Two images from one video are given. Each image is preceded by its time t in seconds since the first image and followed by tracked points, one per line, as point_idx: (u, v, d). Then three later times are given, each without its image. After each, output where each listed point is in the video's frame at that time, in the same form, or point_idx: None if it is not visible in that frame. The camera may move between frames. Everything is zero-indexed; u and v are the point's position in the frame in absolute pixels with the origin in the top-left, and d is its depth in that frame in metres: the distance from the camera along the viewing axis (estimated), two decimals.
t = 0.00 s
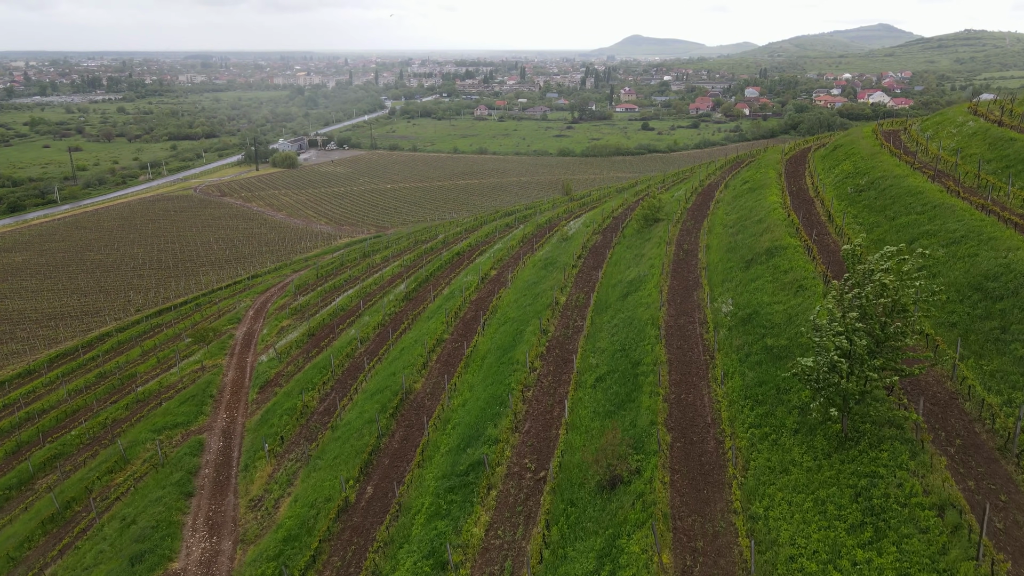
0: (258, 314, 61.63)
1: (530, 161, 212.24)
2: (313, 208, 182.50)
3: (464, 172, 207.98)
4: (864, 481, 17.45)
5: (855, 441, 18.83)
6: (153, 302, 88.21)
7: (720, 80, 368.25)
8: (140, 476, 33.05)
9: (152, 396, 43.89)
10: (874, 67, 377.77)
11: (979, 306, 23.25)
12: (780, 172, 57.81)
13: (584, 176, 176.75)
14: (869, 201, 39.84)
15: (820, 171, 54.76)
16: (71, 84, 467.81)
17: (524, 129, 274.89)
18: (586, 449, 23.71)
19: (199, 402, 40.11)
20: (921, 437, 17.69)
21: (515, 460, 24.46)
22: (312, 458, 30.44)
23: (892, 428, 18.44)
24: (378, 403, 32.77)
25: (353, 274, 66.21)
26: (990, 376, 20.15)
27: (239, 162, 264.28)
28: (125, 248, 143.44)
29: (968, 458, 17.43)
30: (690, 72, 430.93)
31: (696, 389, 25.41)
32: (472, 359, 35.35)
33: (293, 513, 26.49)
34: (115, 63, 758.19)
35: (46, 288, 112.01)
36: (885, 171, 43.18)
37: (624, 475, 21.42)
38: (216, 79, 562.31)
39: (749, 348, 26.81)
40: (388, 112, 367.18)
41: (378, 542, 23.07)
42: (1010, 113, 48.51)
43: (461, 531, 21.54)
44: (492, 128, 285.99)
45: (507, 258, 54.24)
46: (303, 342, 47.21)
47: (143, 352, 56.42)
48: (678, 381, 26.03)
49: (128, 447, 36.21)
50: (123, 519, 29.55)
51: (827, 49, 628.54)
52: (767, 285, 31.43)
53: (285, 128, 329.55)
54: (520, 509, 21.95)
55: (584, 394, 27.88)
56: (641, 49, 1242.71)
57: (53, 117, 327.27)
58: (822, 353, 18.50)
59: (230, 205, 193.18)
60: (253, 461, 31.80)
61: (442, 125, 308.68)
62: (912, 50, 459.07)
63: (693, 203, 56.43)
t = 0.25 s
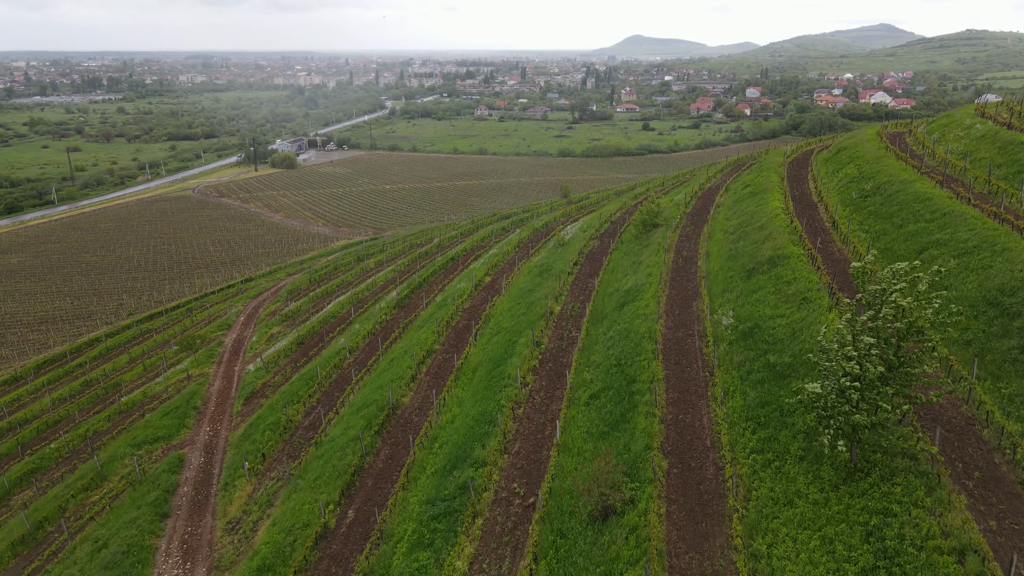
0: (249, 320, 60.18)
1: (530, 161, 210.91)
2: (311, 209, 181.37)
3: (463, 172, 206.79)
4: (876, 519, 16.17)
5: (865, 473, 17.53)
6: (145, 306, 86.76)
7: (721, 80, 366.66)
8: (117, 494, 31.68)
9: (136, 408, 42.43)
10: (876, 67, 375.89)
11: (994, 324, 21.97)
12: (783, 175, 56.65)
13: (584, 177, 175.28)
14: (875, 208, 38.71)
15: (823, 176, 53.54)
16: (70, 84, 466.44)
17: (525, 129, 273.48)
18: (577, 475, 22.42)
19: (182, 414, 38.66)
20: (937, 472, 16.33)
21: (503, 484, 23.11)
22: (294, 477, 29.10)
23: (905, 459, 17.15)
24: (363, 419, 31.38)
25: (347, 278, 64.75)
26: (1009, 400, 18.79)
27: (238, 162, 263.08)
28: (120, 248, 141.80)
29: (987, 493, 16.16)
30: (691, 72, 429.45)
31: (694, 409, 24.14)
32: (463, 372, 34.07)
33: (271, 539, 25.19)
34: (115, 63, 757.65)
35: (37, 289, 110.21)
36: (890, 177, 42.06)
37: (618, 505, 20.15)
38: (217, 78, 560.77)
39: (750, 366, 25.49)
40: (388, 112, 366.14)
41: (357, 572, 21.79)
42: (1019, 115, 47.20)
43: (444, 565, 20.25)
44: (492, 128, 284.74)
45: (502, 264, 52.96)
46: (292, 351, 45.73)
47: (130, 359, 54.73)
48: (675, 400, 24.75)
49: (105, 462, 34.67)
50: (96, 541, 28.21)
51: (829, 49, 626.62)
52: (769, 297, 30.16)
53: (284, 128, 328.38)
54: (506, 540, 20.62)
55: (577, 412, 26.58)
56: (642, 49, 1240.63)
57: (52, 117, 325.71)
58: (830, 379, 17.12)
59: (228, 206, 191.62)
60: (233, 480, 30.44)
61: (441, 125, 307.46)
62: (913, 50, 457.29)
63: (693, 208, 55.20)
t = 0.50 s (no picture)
0: (239, 326, 58.43)
1: (531, 162, 209.38)
2: (310, 210, 180.07)
3: (464, 173, 205.30)
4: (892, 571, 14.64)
5: (880, 515, 15.98)
6: (137, 311, 85.15)
7: (724, 81, 364.63)
8: (87, 516, 30.11)
9: (116, 421, 40.54)
10: (880, 66, 373.40)
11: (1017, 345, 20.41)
12: (787, 180, 55.20)
13: (585, 178, 173.62)
14: (884, 216, 37.31)
15: (829, 181, 52.13)
16: (72, 84, 465.60)
17: (526, 129, 271.91)
18: (566, 508, 20.87)
19: (162, 429, 36.82)
20: (961, 516, 14.75)
21: (489, 515, 21.53)
22: (271, 501, 27.58)
23: (925, 502, 15.58)
24: (345, 439, 29.78)
25: (340, 284, 63.06)
26: None
27: (238, 163, 261.80)
28: (116, 248, 139.97)
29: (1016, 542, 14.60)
30: (693, 73, 427.42)
31: (694, 434, 22.62)
32: (452, 387, 32.56)
33: (243, 570, 23.76)
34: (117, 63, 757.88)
35: (30, 290, 108.06)
36: (900, 183, 40.64)
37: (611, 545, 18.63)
38: (219, 78, 559.11)
39: (754, 388, 23.94)
40: (390, 112, 364.97)
41: None
42: None
43: None
44: (493, 128, 283.29)
45: (497, 270, 51.42)
46: (280, 360, 43.83)
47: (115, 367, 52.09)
48: (674, 424, 23.21)
49: (78, 482, 33.00)
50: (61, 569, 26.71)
51: (832, 49, 624.01)
52: (773, 312, 28.68)
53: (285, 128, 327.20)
54: None
55: (569, 435, 25.02)
56: (645, 49, 1237.78)
57: (52, 117, 324.29)
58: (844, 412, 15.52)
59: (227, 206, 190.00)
60: (208, 503, 28.87)
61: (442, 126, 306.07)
62: (917, 50, 454.58)
63: (694, 214, 53.80)
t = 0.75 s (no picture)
0: (230, 333, 56.50)
1: (531, 162, 208.02)
2: (309, 211, 178.97)
3: (464, 174, 204.04)
4: None
5: (898, 562, 14.57)
6: (130, 315, 83.62)
7: (726, 81, 362.97)
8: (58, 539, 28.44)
9: (98, 434, 38.32)
10: (883, 66, 371.03)
11: None
12: (791, 185, 53.95)
13: (587, 179, 172.19)
14: (894, 224, 35.96)
15: (834, 187, 50.90)
16: (73, 84, 464.57)
17: (527, 129, 270.62)
18: (557, 542, 19.51)
19: (143, 443, 34.73)
20: (990, 564, 13.33)
21: (475, 547, 20.10)
22: (249, 525, 26.16)
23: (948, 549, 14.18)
24: (328, 459, 28.27)
25: (334, 289, 61.57)
26: None
27: (238, 163, 260.63)
28: (113, 248, 138.24)
29: None
30: (695, 73, 425.52)
31: (694, 460, 21.25)
32: (442, 402, 31.20)
33: None
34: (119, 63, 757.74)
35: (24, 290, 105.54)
36: (909, 189, 39.35)
37: None
38: (221, 78, 558.35)
39: (758, 410, 22.56)
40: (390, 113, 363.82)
41: None
42: None
43: None
44: (494, 129, 282.01)
45: (493, 277, 49.95)
46: (268, 370, 42.33)
47: (101, 375, 50.18)
48: (673, 449, 21.85)
49: (51, 501, 31.30)
50: None
51: (834, 49, 621.52)
52: (778, 326, 27.35)
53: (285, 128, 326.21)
54: None
55: (562, 458, 23.60)
56: (647, 49, 1235.63)
57: (53, 117, 323.61)
58: (858, 450, 14.11)
59: (226, 207, 188.72)
60: (184, 526, 27.34)
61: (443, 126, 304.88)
62: (920, 50, 452.31)
63: (696, 219, 52.58)
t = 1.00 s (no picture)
0: (224, 340, 55.19)
1: (535, 163, 206.38)
2: (312, 212, 177.98)
3: (468, 175, 202.62)
4: None
5: None
6: (126, 319, 82.48)
7: (732, 82, 359.95)
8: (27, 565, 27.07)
9: (78, 448, 36.88)
10: (891, 66, 366.93)
11: None
12: (800, 191, 52.22)
13: (591, 180, 170.40)
14: (910, 234, 34.31)
15: (846, 194, 49.10)
16: (80, 84, 466.12)
17: (532, 130, 269.00)
18: None
19: (122, 461, 33.24)
20: None
21: None
22: (225, 554, 24.68)
23: None
24: (309, 484, 26.73)
25: (329, 295, 60.17)
26: None
27: (242, 163, 260.18)
28: (114, 249, 137.19)
29: None
30: (702, 73, 421.94)
31: (698, 495, 19.65)
32: (432, 421, 29.72)
33: None
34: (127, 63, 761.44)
35: (22, 291, 105.00)
36: (926, 196, 37.67)
37: None
38: (227, 79, 559.29)
39: (768, 440, 20.96)
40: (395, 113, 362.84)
41: None
42: None
43: None
44: (499, 129, 280.51)
45: (491, 285, 48.46)
46: (257, 381, 40.94)
47: (88, 384, 48.76)
48: (675, 484, 20.23)
49: (24, 522, 29.94)
50: None
51: (842, 48, 616.71)
52: (788, 347, 25.74)
53: (290, 128, 325.61)
54: None
55: (555, 491, 21.92)
56: (652, 49, 1231.52)
57: (59, 117, 324.34)
58: (882, 506, 12.51)
59: (228, 208, 187.93)
60: (157, 555, 25.95)
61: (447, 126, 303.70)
62: (927, 50, 447.65)
63: (701, 225, 50.91)
